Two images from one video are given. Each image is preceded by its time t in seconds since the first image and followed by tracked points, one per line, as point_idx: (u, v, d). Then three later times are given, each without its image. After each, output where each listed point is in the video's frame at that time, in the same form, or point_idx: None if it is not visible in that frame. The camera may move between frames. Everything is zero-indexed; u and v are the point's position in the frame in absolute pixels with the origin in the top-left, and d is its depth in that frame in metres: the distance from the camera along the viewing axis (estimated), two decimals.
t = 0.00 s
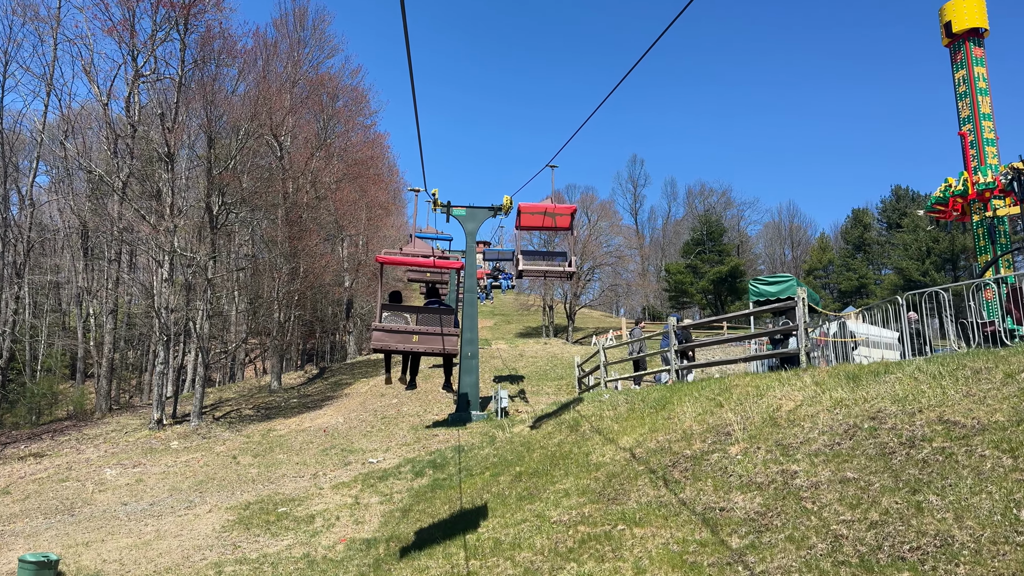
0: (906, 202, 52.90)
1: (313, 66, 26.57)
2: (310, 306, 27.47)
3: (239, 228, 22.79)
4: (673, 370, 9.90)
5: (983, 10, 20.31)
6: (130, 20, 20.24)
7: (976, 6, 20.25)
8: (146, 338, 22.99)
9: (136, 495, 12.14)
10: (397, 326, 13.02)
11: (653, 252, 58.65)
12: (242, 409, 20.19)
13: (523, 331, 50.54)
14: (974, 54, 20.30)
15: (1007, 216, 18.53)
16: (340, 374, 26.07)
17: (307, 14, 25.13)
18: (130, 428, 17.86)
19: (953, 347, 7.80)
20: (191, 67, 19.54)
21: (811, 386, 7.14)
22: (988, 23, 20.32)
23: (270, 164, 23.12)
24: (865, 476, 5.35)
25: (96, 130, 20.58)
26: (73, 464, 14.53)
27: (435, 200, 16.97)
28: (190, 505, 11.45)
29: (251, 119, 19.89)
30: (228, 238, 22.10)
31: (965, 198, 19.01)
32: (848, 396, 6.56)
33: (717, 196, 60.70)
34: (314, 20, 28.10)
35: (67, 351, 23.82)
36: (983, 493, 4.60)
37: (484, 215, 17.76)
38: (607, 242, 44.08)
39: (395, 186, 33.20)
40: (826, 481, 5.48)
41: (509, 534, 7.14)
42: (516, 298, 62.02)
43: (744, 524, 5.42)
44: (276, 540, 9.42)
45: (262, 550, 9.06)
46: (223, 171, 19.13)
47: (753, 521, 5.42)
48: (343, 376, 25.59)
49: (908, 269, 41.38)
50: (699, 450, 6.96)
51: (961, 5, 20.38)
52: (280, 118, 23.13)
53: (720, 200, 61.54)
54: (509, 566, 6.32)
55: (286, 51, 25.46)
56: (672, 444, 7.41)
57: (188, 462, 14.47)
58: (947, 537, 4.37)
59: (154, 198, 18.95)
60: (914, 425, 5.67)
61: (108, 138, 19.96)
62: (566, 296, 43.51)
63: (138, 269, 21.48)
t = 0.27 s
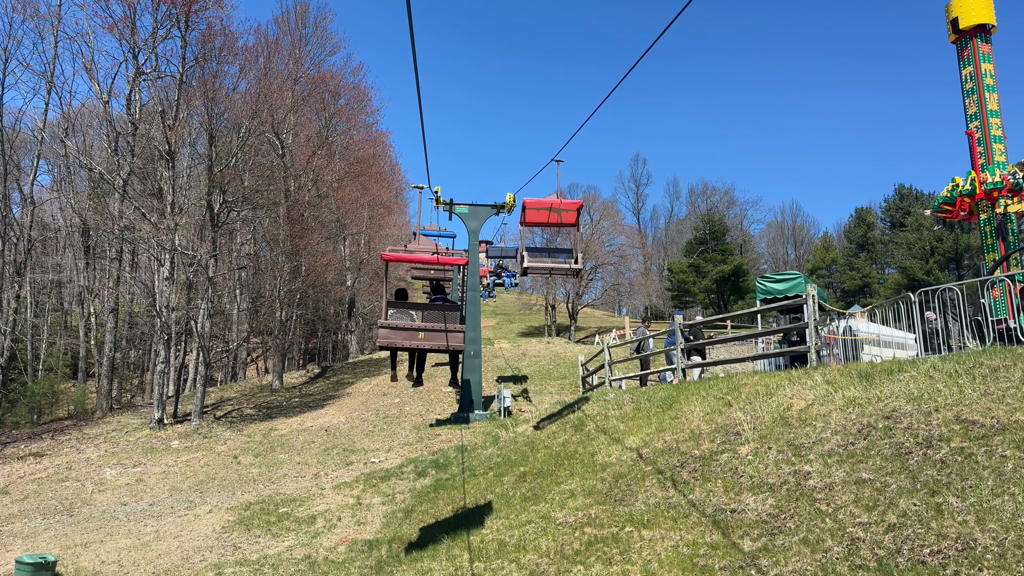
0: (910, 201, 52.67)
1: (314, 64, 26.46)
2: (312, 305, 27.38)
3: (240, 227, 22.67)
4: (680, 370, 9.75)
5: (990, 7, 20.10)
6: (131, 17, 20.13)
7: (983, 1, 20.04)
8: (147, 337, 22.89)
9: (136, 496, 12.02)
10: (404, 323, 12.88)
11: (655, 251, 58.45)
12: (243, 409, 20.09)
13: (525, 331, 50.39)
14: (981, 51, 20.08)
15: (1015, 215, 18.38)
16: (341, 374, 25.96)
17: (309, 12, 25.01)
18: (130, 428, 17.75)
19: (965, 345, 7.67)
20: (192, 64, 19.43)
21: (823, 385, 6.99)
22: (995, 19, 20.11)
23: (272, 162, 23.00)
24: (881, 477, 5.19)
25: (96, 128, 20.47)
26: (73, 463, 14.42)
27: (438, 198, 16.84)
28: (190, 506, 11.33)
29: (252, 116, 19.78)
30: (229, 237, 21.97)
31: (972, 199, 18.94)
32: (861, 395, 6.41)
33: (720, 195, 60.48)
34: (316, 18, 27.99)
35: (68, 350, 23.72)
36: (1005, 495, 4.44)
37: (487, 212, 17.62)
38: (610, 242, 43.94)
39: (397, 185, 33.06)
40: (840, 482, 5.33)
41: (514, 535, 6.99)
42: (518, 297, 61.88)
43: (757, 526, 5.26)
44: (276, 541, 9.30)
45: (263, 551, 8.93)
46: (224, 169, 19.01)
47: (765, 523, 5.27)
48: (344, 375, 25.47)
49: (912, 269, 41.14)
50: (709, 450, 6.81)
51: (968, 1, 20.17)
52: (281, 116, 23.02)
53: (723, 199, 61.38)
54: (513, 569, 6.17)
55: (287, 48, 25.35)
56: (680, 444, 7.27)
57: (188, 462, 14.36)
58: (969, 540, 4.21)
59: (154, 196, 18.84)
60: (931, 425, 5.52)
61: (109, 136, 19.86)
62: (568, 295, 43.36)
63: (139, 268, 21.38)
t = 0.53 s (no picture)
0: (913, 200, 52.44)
1: (316, 62, 26.34)
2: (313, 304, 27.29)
3: (242, 226, 22.60)
4: (686, 369, 9.63)
5: (997, 3, 19.89)
6: (132, 15, 20.00)
7: None
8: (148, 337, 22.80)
9: (136, 496, 11.91)
10: (409, 322, 12.81)
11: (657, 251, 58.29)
12: (244, 409, 19.98)
13: (527, 330, 50.32)
14: (988, 48, 19.86)
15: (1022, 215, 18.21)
16: (343, 373, 25.85)
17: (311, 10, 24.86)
18: (131, 428, 17.64)
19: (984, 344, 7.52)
20: (194, 61, 19.26)
21: (834, 386, 6.84)
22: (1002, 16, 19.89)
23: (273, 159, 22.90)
24: (900, 479, 5.03)
25: (97, 127, 20.37)
26: (72, 464, 14.31)
27: (440, 196, 16.69)
28: (191, 507, 11.20)
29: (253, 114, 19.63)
30: (230, 236, 21.86)
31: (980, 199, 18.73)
32: (876, 396, 6.26)
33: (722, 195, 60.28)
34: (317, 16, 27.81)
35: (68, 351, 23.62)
36: None
37: (490, 211, 17.47)
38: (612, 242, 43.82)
39: (400, 184, 32.94)
40: (856, 485, 5.18)
41: (519, 538, 6.85)
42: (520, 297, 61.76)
43: (771, 530, 5.11)
44: (277, 542, 9.17)
45: (263, 553, 8.80)
46: (225, 167, 18.85)
47: (779, 526, 5.12)
48: (346, 375, 25.36)
49: (915, 268, 40.92)
50: (719, 450, 6.66)
51: None
52: (282, 114, 22.85)
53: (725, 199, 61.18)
54: (519, 572, 6.03)
55: (289, 46, 25.18)
56: (688, 445, 7.13)
57: (189, 462, 14.24)
58: (995, 545, 4.05)
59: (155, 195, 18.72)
60: (950, 425, 5.35)
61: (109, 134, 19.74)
62: (570, 295, 43.21)
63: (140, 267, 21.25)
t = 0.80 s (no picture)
0: (916, 201, 52.24)
1: (317, 61, 26.26)
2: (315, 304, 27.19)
3: (244, 227, 22.51)
4: (694, 370, 9.53)
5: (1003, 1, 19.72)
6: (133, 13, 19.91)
7: None
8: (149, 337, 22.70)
9: (135, 498, 11.78)
10: (414, 322, 12.62)
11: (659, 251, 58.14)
12: (245, 409, 19.87)
13: (529, 331, 50.22)
14: (994, 46, 19.70)
15: None
16: (345, 374, 25.74)
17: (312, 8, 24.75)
18: (131, 428, 17.53)
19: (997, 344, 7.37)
20: (195, 60, 19.17)
21: (846, 386, 6.70)
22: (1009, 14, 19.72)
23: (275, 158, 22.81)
24: (917, 482, 4.89)
25: (97, 126, 20.28)
26: (72, 465, 14.20)
27: (442, 195, 16.57)
28: (191, 509, 11.08)
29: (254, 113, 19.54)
30: (231, 236, 21.76)
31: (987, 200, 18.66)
32: (890, 396, 6.12)
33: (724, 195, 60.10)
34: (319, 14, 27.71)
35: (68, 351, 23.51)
36: None
37: (492, 210, 17.34)
38: (613, 242, 43.71)
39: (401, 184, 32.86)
40: (872, 489, 5.03)
41: (524, 542, 6.72)
42: (522, 297, 61.67)
43: (785, 535, 4.97)
44: (278, 546, 9.03)
45: (263, 557, 8.66)
46: (226, 166, 18.76)
47: (793, 532, 4.97)
48: (348, 375, 25.26)
49: (918, 269, 40.71)
50: (728, 453, 6.52)
51: None
52: (283, 113, 22.74)
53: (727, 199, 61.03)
54: None
55: (290, 45, 25.06)
56: (696, 447, 6.99)
57: (189, 463, 14.12)
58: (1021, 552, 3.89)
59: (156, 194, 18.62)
60: (968, 427, 5.20)
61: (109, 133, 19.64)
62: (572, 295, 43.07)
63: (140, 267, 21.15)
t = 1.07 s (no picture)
0: (918, 201, 52.05)
1: (318, 60, 26.14)
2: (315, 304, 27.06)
3: (244, 226, 22.40)
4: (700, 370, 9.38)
5: None
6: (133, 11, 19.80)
7: None
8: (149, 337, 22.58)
9: (134, 499, 11.65)
10: (416, 321, 12.51)
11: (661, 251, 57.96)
12: (246, 410, 19.73)
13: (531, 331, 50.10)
14: (1001, 43, 19.52)
15: None
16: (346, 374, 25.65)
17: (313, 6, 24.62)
18: (130, 429, 17.39)
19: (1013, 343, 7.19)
20: (195, 58, 19.05)
21: (858, 387, 6.55)
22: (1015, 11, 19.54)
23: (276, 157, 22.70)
24: (934, 485, 4.74)
25: (97, 124, 20.17)
26: (71, 466, 14.08)
27: (444, 194, 16.44)
28: (190, 510, 10.95)
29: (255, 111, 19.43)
30: (231, 235, 21.65)
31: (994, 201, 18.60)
32: (904, 396, 5.97)
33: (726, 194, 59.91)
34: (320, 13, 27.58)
35: (68, 351, 23.40)
36: None
37: (495, 209, 17.21)
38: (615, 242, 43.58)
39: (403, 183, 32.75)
40: (887, 491, 4.89)
41: (528, 545, 6.57)
42: (523, 297, 61.54)
43: (798, 540, 4.82)
44: (278, 548, 8.90)
45: (263, 559, 8.53)
46: (226, 165, 18.64)
47: (807, 536, 4.83)
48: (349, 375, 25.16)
49: (920, 269, 40.50)
50: (738, 454, 6.38)
51: None
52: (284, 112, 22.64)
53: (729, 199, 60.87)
54: None
55: (290, 43, 24.95)
56: (704, 448, 6.85)
57: (189, 464, 14.00)
58: None
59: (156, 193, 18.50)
60: (986, 428, 5.05)
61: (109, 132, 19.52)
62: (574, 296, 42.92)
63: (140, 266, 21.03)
